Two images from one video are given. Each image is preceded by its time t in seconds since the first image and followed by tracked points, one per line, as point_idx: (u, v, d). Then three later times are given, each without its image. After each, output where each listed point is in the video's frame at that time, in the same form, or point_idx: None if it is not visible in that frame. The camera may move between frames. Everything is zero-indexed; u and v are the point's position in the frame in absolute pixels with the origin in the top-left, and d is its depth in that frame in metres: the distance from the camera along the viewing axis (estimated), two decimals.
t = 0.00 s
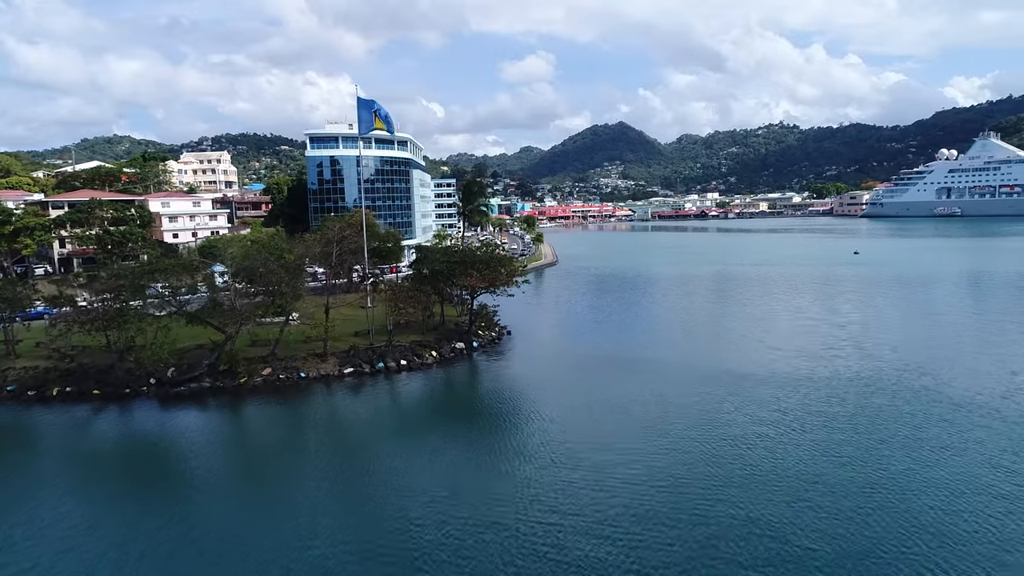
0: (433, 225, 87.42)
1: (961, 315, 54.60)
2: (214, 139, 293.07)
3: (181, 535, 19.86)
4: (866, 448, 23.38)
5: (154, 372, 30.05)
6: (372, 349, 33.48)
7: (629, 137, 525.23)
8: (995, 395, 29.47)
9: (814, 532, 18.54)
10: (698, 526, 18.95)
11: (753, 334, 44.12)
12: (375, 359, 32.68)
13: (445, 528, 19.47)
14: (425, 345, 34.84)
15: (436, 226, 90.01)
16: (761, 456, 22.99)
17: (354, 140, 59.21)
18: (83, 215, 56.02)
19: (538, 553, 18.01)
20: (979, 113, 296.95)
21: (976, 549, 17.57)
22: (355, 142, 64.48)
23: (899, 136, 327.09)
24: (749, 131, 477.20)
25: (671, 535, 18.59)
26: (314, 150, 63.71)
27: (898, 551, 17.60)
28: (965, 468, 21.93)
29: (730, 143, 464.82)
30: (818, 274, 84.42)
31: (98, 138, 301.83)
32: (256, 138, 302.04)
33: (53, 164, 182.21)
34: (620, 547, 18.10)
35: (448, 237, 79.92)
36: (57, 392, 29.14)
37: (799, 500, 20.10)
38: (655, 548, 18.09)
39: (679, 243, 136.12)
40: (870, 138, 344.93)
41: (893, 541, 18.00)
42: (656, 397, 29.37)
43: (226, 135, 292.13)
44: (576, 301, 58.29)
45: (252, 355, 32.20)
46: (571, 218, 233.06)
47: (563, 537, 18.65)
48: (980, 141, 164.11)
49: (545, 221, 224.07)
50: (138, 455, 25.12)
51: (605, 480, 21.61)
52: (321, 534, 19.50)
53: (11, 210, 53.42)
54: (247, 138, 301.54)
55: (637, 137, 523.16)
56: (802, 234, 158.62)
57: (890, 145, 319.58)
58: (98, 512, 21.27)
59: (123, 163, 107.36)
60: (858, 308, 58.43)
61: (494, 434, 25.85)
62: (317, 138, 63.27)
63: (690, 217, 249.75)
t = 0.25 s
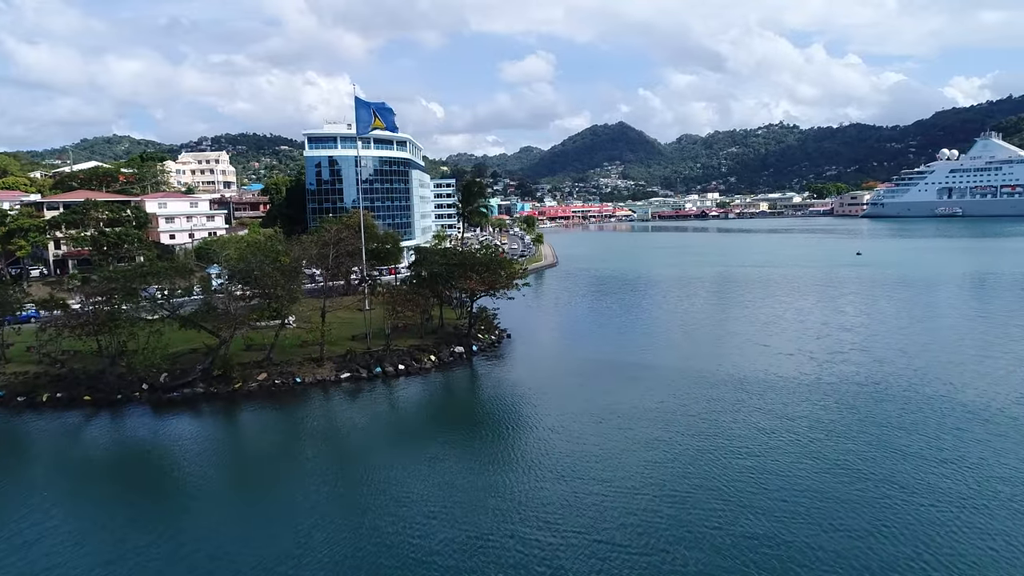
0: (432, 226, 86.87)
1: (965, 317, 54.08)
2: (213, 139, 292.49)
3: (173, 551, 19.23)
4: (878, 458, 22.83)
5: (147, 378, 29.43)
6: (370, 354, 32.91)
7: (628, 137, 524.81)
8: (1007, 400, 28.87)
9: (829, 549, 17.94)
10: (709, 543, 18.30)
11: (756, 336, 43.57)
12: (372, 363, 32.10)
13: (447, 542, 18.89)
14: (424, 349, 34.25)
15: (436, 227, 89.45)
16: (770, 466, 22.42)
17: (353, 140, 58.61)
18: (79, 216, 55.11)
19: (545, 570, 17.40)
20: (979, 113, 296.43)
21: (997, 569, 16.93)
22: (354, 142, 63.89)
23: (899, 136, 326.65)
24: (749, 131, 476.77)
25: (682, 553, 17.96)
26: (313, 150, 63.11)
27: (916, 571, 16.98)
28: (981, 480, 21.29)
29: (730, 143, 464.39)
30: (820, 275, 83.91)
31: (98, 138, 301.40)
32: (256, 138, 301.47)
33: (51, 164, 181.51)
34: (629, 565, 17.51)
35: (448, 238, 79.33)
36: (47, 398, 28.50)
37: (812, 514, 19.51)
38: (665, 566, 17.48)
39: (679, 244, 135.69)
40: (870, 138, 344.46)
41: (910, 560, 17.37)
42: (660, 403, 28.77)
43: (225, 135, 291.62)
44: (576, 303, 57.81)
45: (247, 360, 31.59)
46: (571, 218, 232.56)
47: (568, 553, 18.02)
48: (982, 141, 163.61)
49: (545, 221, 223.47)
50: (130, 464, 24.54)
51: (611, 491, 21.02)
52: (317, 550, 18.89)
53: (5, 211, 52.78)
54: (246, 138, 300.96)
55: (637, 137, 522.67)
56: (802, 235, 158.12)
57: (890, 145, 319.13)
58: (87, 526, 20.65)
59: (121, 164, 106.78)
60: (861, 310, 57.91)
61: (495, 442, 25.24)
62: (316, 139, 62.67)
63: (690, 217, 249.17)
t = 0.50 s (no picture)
0: (431, 227, 86.25)
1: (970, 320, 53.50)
2: (213, 139, 292.07)
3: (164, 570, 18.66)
4: (891, 470, 22.19)
5: (139, 384, 28.86)
6: (367, 358, 32.29)
7: (628, 137, 524.23)
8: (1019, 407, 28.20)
9: (842, 568, 17.33)
10: (718, 562, 17.71)
11: (759, 339, 42.92)
12: (370, 369, 31.49)
13: (448, 561, 18.28)
14: (422, 353, 33.63)
15: (435, 228, 88.86)
16: (781, 479, 21.80)
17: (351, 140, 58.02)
18: (73, 217, 54.61)
19: None
20: (979, 113, 296.02)
21: None
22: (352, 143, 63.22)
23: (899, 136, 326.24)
24: (748, 131, 476.18)
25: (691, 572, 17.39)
26: (311, 150, 62.45)
27: None
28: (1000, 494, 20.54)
29: (729, 142, 463.84)
30: (821, 277, 83.37)
31: (97, 138, 300.83)
32: (255, 138, 300.72)
33: (49, 163, 180.79)
34: None
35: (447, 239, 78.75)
36: (37, 404, 27.93)
37: (825, 530, 18.89)
38: None
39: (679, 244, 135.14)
40: (870, 138, 343.97)
41: None
42: (663, 410, 28.08)
43: (225, 135, 291.13)
44: (577, 306, 57.30)
45: (241, 365, 31.03)
46: (571, 218, 231.97)
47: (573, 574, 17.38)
48: (983, 141, 163.08)
49: (545, 221, 222.94)
50: (120, 476, 23.92)
51: (617, 507, 20.38)
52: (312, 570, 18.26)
53: None
54: (246, 138, 300.37)
55: (637, 137, 522.14)
56: (802, 235, 157.56)
57: (890, 145, 318.84)
58: (76, 543, 20.09)
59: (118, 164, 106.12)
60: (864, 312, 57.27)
61: (496, 452, 24.61)
62: (314, 139, 62.01)
63: (690, 217, 248.73)
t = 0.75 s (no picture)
0: (430, 228, 85.63)
1: (974, 322, 52.92)
2: (212, 139, 291.57)
3: None
4: (901, 472, 21.48)
5: (130, 391, 28.27)
6: (363, 363, 31.75)
7: (627, 137, 523.84)
8: None
9: None
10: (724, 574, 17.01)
11: (762, 342, 42.33)
12: (365, 374, 30.90)
13: (443, 572, 17.66)
14: (420, 358, 33.06)
15: (434, 229, 88.30)
16: (787, 480, 21.08)
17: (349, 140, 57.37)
18: (67, 219, 54.13)
19: None
20: (979, 113, 295.79)
21: None
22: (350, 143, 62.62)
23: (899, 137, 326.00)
24: (748, 131, 475.86)
25: None
26: (309, 151, 61.84)
27: None
28: (1015, 500, 19.78)
29: (729, 143, 463.50)
30: (823, 279, 82.88)
31: (96, 138, 300.20)
32: (254, 138, 300.10)
33: (47, 164, 180.12)
34: None
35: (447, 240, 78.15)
36: (25, 411, 27.34)
37: (834, 536, 18.21)
38: None
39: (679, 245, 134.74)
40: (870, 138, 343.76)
41: None
42: (665, 415, 27.44)
43: (224, 135, 290.64)
44: (577, 308, 56.77)
45: (234, 370, 30.43)
46: (571, 219, 231.50)
47: None
48: (983, 141, 162.69)
49: (544, 222, 222.51)
50: (110, 486, 23.34)
51: (617, 512, 19.70)
52: None
53: None
54: (245, 138, 299.76)
55: (636, 137, 521.74)
56: (802, 236, 157.05)
57: (889, 145, 318.59)
58: (60, 556, 19.49)
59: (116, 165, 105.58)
60: (867, 315, 56.70)
61: (494, 460, 23.96)
62: (312, 139, 61.40)
63: (689, 217, 248.29)
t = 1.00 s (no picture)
0: (428, 229, 84.93)
1: (976, 324, 52.44)
2: (209, 139, 290.47)
3: None
4: (914, 484, 20.74)
5: (119, 398, 27.61)
6: (359, 369, 31.04)
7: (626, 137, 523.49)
8: None
9: None
10: None
11: (764, 345, 41.75)
12: (361, 381, 30.27)
13: None
14: (416, 364, 32.43)
15: (432, 230, 87.64)
16: (795, 495, 20.41)
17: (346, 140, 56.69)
18: (59, 220, 53.21)
19: None
20: (977, 113, 295.88)
21: None
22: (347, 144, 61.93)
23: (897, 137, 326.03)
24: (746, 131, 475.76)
25: None
26: (305, 151, 61.14)
27: None
28: None
29: (727, 143, 463.31)
30: (823, 281, 82.42)
31: (92, 137, 298.81)
32: (251, 138, 298.91)
33: (42, 163, 178.86)
34: None
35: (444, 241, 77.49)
36: (11, 420, 26.69)
37: (849, 556, 17.48)
38: None
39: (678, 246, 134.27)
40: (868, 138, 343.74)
41: None
42: (667, 422, 26.85)
43: (221, 135, 289.53)
44: (577, 311, 56.21)
45: (227, 377, 29.77)
46: (569, 219, 230.85)
47: None
48: (983, 141, 162.48)
49: (542, 222, 221.84)
50: (97, 497, 22.69)
51: (622, 531, 18.98)
52: None
53: None
54: (242, 138, 298.51)
55: (635, 137, 521.36)
56: (801, 237, 156.58)
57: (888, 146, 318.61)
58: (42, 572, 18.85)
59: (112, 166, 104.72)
60: (868, 317, 56.17)
61: (493, 471, 23.36)
62: (308, 140, 60.71)
63: (688, 217, 247.76)
